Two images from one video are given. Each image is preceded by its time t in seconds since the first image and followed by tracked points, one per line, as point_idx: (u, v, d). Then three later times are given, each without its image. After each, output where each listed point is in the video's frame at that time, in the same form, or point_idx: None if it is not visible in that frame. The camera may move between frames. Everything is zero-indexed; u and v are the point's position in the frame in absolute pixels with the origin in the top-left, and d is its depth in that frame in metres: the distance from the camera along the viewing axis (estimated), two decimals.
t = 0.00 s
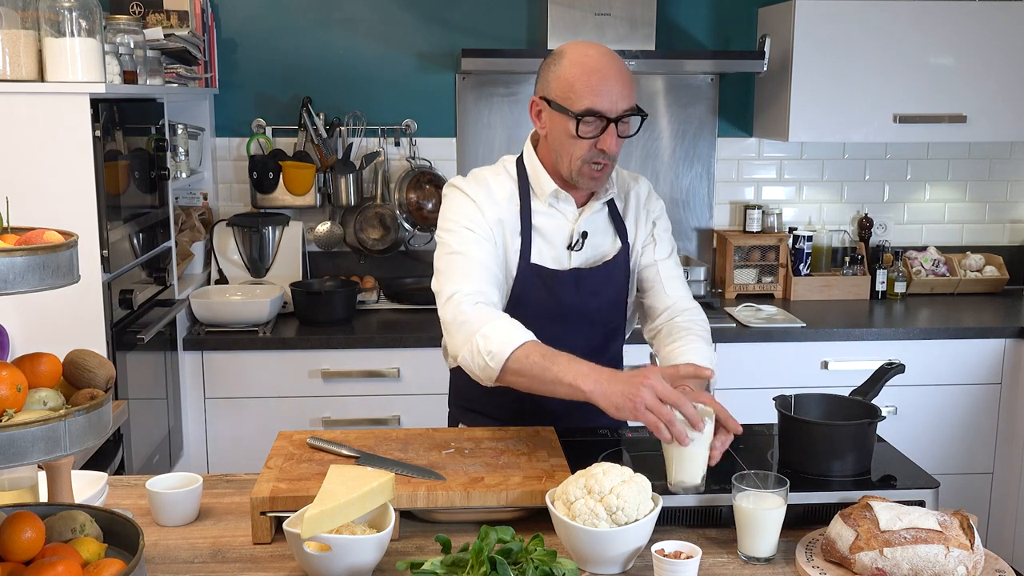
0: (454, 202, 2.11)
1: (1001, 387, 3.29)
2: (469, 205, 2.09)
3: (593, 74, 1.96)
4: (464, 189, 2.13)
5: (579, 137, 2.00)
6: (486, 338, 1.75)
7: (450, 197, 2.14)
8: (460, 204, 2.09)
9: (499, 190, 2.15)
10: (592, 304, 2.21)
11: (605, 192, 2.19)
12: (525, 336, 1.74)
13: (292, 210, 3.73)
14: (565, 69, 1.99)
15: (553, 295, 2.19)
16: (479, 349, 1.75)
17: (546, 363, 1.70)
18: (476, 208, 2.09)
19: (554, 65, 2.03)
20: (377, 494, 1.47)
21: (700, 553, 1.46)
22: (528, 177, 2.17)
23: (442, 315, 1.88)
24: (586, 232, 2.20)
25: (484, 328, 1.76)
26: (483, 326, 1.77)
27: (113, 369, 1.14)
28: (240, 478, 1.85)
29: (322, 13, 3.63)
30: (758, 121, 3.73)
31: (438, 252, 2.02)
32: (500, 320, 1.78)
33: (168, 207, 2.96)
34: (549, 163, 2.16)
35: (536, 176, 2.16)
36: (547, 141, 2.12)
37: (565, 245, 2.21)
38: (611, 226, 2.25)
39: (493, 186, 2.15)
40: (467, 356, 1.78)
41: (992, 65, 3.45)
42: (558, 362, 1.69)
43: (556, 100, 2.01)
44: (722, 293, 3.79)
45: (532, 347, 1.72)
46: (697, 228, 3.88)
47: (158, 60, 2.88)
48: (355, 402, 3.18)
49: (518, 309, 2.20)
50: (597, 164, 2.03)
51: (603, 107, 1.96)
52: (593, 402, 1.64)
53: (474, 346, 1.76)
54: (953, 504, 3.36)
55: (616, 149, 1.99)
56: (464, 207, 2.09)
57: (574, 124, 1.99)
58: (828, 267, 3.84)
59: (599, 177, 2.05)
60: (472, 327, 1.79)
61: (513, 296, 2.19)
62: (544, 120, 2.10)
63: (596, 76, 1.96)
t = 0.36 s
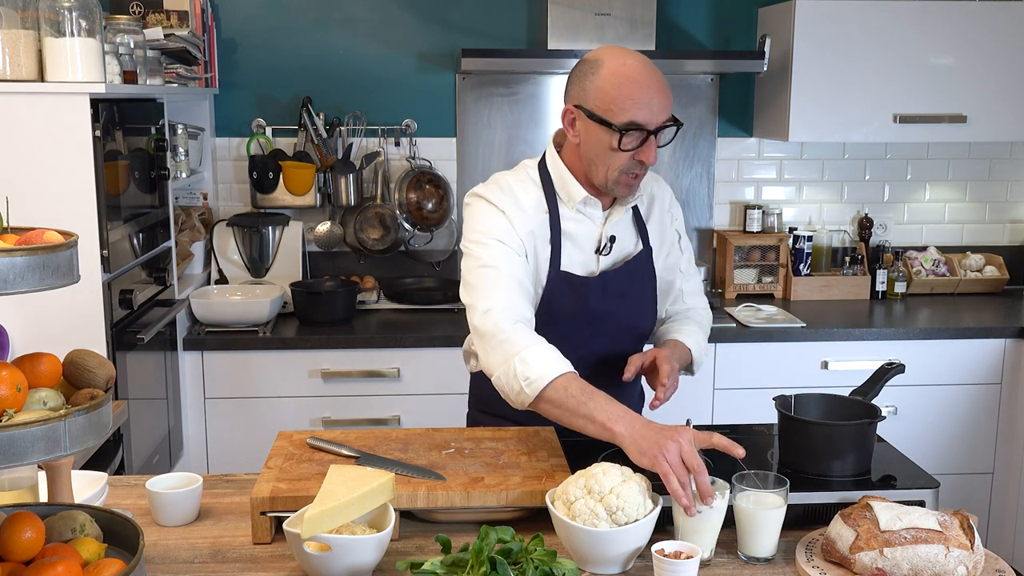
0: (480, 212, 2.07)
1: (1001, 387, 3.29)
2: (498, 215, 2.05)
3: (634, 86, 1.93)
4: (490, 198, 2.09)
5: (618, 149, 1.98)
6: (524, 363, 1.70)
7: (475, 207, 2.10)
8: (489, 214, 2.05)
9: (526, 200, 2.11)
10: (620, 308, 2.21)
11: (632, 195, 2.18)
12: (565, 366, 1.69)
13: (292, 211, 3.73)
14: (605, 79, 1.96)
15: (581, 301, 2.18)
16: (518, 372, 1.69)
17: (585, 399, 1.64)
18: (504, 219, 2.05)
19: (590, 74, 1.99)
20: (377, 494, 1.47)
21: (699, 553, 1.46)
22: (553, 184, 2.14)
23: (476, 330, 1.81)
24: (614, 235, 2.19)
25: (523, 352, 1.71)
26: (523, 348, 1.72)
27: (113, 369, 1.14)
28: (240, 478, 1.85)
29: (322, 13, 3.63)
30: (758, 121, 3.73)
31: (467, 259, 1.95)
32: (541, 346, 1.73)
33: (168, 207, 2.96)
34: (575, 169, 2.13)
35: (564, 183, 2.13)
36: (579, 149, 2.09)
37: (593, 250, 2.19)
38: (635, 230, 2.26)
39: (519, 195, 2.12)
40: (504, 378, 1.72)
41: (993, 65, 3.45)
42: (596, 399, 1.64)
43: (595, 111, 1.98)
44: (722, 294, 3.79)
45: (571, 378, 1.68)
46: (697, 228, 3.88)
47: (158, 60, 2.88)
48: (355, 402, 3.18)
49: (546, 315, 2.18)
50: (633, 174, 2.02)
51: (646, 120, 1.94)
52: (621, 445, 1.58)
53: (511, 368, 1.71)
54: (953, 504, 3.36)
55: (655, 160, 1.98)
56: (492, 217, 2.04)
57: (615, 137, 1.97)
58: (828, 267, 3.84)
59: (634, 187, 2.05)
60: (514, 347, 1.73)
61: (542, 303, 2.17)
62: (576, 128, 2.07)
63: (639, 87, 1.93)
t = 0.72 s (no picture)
0: (484, 211, 2.06)
1: (1001, 387, 3.29)
2: (500, 215, 2.04)
3: (639, 82, 1.93)
4: (494, 198, 2.07)
5: (621, 144, 1.97)
6: (510, 361, 1.72)
7: (478, 207, 2.09)
8: (491, 215, 2.04)
9: (529, 197, 2.10)
10: (627, 301, 2.21)
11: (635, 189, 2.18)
12: (550, 356, 1.71)
13: (293, 210, 3.73)
14: (610, 74, 1.95)
15: (588, 294, 2.18)
16: (506, 372, 1.72)
17: (574, 379, 1.66)
18: (506, 219, 2.04)
19: (595, 69, 1.98)
20: (377, 494, 1.47)
21: (699, 553, 1.46)
22: (557, 179, 2.14)
23: (467, 342, 1.82)
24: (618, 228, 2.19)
25: (509, 351, 1.73)
26: (508, 347, 1.74)
27: (113, 369, 1.14)
28: (240, 478, 1.85)
29: (322, 13, 3.63)
30: (758, 121, 3.73)
31: (464, 265, 1.95)
32: (526, 342, 1.75)
33: (168, 207, 2.96)
34: (578, 163, 2.13)
35: (568, 178, 2.12)
36: (581, 144, 2.08)
37: (597, 243, 2.19)
38: (637, 224, 2.26)
39: (522, 192, 2.11)
40: (494, 381, 1.74)
41: (993, 65, 3.45)
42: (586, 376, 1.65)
43: (598, 106, 1.97)
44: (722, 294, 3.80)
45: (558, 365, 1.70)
46: (697, 228, 3.88)
47: (158, 60, 2.88)
48: (355, 402, 3.18)
49: (549, 310, 2.17)
50: (635, 169, 2.02)
51: (649, 116, 1.93)
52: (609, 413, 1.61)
53: (500, 369, 1.73)
54: (953, 504, 3.36)
55: (657, 156, 1.98)
56: (494, 218, 2.03)
57: (617, 132, 1.96)
58: (828, 267, 3.84)
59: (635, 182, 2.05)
60: (499, 348, 1.75)
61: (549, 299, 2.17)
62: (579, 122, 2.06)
63: (645, 84, 1.93)
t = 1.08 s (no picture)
0: (450, 208, 2.02)
1: (1001, 387, 3.29)
2: (474, 209, 2.01)
3: (587, 68, 1.98)
4: (457, 194, 2.04)
5: (572, 130, 2.01)
6: (524, 363, 1.78)
7: (444, 201, 2.04)
8: (461, 209, 2.01)
9: (493, 189, 2.08)
10: (588, 287, 2.22)
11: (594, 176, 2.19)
12: (558, 354, 1.79)
13: (292, 210, 3.73)
14: (560, 61, 2.00)
15: (553, 280, 2.17)
16: (520, 374, 1.78)
17: (587, 374, 1.78)
18: (478, 213, 2.02)
19: (547, 58, 2.03)
20: (376, 494, 1.47)
21: (699, 553, 1.46)
22: (514, 170, 2.13)
23: (466, 348, 1.84)
24: (578, 215, 2.20)
25: (518, 355, 1.79)
26: (519, 350, 1.79)
27: (113, 369, 1.14)
28: (240, 478, 1.85)
29: (322, 13, 3.63)
30: (758, 121, 3.73)
31: (444, 266, 1.94)
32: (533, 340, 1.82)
33: (168, 207, 2.96)
34: (535, 153, 2.13)
35: (525, 168, 2.12)
36: (535, 134, 2.11)
37: (559, 231, 2.18)
38: (593, 213, 2.28)
39: (483, 184, 2.08)
40: (503, 384, 1.80)
41: (992, 65, 3.45)
42: (600, 369, 1.79)
43: (549, 93, 2.01)
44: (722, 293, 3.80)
45: (567, 361, 1.80)
46: (697, 228, 3.88)
47: (158, 60, 2.88)
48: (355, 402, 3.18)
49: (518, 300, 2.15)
50: (587, 156, 2.05)
51: (597, 101, 1.98)
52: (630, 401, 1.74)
53: (511, 373, 1.79)
54: (953, 504, 3.36)
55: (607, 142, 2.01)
56: (466, 212, 2.01)
57: (567, 117, 2.00)
58: (828, 267, 3.84)
59: (589, 170, 2.07)
60: (505, 353, 1.80)
61: (516, 290, 2.14)
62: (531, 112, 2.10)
63: (592, 71, 1.98)
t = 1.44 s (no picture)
0: (416, 212, 2.01)
1: (1001, 387, 3.29)
2: (432, 217, 2.00)
3: (549, 66, 1.99)
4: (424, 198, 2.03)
5: (537, 127, 2.02)
6: (451, 383, 1.81)
7: (408, 207, 2.03)
8: (421, 216, 2.00)
9: (458, 191, 2.07)
10: (560, 279, 2.19)
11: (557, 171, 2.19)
12: (488, 369, 1.82)
13: (292, 210, 3.73)
14: (522, 60, 2.00)
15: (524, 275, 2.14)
16: (447, 392, 1.81)
17: (514, 386, 1.80)
18: (438, 221, 2.00)
19: (507, 57, 2.03)
20: (377, 494, 1.47)
21: (699, 553, 1.46)
22: (479, 168, 2.13)
23: (400, 365, 1.85)
24: (543, 210, 2.20)
25: (448, 373, 1.81)
26: (446, 368, 1.82)
27: (113, 369, 1.14)
28: (240, 478, 1.85)
29: (322, 14, 3.63)
30: (758, 121, 3.73)
31: (392, 279, 1.94)
32: (461, 358, 1.84)
33: (168, 207, 2.96)
34: (499, 150, 2.12)
35: (491, 164, 2.11)
36: (498, 132, 2.11)
37: (526, 226, 2.17)
38: (556, 208, 2.28)
39: (450, 187, 2.07)
40: (432, 401, 1.83)
41: (992, 65, 3.45)
42: (524, 381, 1.80)
43: (513, 91, 2.01)
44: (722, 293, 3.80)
45: (495, 374, 1.82)
46: (697, 228, 3.88)
47: (158, 60, 2.88)
48: (355, 402, 3.18)
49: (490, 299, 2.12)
50: (552, 152, 2.06)
51: (561, 97, 2.00)
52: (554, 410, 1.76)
53: (441, 392, 1.82)
54: (953, 504, 3.36)
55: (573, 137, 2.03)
56: (425, 220, 1.99)
57: (533, 114, 2.01)
58: (828, 267, 3.84)
59: (554, 166, 2.08)
60: (436, 370, 1.82)
61: (488, 290, 2.11)
62: (494, 111, 2.09)
63: (555, 68, 1.99)
